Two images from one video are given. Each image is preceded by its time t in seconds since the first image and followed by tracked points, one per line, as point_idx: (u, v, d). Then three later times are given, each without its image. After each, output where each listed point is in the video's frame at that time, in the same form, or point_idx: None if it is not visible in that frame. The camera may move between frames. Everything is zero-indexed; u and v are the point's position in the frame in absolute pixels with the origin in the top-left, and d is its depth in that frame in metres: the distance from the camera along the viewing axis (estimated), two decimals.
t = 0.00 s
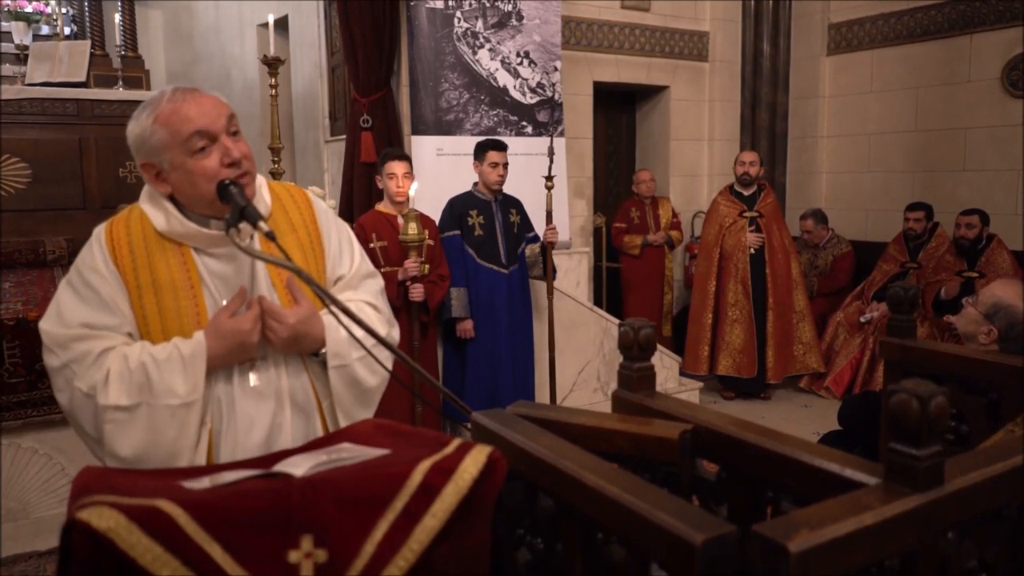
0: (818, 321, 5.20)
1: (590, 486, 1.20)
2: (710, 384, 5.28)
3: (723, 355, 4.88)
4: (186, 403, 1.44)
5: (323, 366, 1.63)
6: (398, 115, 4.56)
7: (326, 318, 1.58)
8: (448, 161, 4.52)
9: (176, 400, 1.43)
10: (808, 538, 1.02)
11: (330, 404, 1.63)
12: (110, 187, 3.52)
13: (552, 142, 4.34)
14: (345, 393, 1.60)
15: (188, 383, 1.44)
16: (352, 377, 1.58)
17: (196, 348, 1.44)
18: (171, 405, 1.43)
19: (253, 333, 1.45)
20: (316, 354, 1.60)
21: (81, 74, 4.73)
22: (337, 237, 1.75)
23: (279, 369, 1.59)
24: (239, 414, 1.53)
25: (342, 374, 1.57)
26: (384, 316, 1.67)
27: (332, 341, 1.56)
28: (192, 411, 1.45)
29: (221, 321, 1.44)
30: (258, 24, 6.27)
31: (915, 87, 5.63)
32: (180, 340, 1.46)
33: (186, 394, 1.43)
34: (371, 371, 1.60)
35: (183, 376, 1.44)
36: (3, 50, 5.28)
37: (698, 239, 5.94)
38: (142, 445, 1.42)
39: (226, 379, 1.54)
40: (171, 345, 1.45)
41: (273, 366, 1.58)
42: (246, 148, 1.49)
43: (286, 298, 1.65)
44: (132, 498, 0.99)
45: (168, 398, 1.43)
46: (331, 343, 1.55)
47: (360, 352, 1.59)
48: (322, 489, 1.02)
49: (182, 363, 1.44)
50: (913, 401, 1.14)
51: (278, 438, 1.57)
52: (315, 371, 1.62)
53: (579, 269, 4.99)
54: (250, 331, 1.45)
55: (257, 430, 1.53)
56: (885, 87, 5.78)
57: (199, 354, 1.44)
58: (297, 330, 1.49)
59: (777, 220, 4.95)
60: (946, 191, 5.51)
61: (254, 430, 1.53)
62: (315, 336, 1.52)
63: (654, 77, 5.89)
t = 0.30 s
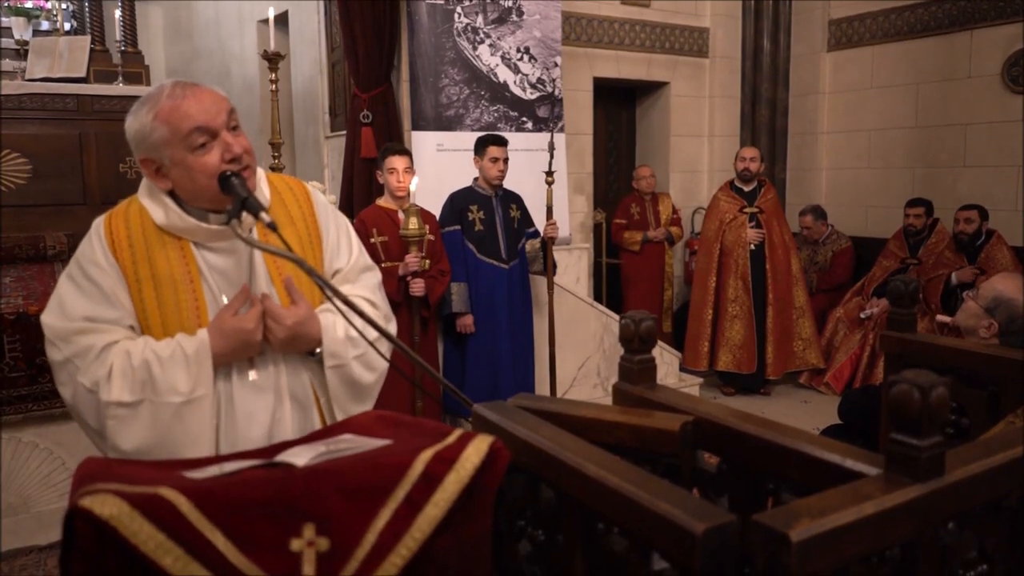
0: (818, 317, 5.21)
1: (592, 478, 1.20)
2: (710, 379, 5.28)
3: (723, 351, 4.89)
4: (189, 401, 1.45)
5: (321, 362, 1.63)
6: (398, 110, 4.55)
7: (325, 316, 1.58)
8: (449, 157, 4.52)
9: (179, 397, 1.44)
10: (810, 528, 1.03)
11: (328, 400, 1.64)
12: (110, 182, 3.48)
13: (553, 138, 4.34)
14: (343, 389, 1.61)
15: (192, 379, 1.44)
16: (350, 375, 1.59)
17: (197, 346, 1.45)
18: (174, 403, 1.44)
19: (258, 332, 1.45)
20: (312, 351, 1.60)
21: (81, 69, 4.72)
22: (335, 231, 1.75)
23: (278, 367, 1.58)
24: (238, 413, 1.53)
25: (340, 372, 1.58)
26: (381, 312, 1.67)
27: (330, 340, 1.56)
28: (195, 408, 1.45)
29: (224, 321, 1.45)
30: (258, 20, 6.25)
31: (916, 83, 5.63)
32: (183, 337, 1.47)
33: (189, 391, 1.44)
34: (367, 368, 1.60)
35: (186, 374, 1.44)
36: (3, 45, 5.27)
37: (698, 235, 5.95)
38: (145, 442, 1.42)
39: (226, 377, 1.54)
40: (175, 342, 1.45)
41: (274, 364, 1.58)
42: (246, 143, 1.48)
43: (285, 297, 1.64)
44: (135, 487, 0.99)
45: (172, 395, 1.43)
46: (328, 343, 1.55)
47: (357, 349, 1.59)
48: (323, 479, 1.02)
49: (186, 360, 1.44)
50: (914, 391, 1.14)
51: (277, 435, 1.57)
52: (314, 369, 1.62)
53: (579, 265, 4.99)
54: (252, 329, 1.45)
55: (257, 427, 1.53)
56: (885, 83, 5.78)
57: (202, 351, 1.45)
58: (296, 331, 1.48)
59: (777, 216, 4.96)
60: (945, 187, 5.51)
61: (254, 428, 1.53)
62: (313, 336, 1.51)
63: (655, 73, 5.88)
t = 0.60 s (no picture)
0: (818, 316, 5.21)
1: (594, 473, 1.20)
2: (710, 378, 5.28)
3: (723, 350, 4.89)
4: (189, 397, 1.45)
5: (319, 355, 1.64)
6: (398, 109, 4.55)
7: (323, 308, 1.58)
8: (449, 156, 4.51)
9: (179, 393, 1.44)
10: (810, 522, 1.03)
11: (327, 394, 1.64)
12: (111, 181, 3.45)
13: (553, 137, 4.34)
14: (341, 383, 1.61)
15: (192, 374, 1.45)
16: (348, 369, 1.59)
17: (197, 343, 1.45)
18: (174, 399, 1.44)
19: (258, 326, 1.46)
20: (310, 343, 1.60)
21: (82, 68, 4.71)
22: (335, 228, 1.75)
23: (277, 361, 1.59)
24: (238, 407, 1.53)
25: (338, 365, 1.58)
26: (381, 309, 1.68)
27: (327, 333, 1.56)
28: (194, 404, 1.46)
29: (222, 314, 1.45)
30: (258, 19, 6.24)
31: (915, 82, 5.64)
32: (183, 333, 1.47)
33: (188, 387, 1.44)
34: (365, 360, 1.61)
35: (185, 369, 1.44)
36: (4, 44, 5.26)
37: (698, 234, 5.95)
38: (146, 438, 1.43)
39: (226, 372, 1.54)
40: (175, 338, 1.46)
41: (273, 360, 1.58)
42: (243, 137, 1.48)
43: (282, 286, 1.65)
44: (137, 480, 0.99)
45: (171, 391, 1.43)
46: (325, 334, 1.55)
47: (356, 343, 1.59)
48: (325, 473, 1.02)
49: (185, 356, 1.44)
50: (915, 386, 1.14)
51: (277, 429, 1.57)
52: (313, 363, 1.62)
53: (579, 263, 4.98)
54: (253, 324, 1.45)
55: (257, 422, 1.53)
56: (885, 82, 5.78)
57: (203, 346, 1.45)
58: (291, 320, 1.48)
59: (778, 215, 4.96)
60: (945, 186, 5.52)
61: (254, 422, 1.53)
62: (308, 327, 1.52)
63: (655, 72, 5.89)
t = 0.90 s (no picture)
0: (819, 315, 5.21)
1: (596, 468, 1.20)
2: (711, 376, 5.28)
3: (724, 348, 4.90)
4: (193, 394, 1.45)
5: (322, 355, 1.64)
6: (399, 108, 4.56)
7: (327, 308, 1.59)
8: (450, 154, 4.51)
9: (183, 390, 1.44)
10: (813, 517, 1.03)
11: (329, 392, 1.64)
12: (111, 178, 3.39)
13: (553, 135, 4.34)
14: (343, 383, 1.61)
15: (196, 372, 1.45)
16: (350, 368, 1.59)
17: (201, 340, 1.45)
18: (179, 395, 1.44)
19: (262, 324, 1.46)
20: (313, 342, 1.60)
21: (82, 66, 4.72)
22: (337, 225, 1.75)
23: (281, 359, 1.59)
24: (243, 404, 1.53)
25: (341, 365, 1.58)
26: (383, 306, 1.68)
27: (330, 333, 1.56)
28: (198, 401, 1.46)
29: (228, 314, 1.45)
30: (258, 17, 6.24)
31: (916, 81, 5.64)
32: (186, 330, 1.47)
33: (193, 384, 1.44)
34: (367, 361, 1.61)
35: (190, 366, 1.45)
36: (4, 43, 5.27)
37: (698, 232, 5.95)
38: (150, 435, 1.43)
39: (230, 370, 1.54)
40: (178, 336, 1.46)
41: (276, 357, 1.58)
42: (239, 127, 1.48)
43: (286, 287, 1.64)
44: (142, 474, 0.99)
45: (176, 388, 1.43)
46: (328, 334, 1.55)
47: (359, 343, 1.60)
48: (329, 468, 1.03)
49: (189, 354, 1.44)
50: (916, 380, 1.14)
51: (281, 426, 1.58)
52: (315, 361, 1.62)
53: (580, 262, 4.98)
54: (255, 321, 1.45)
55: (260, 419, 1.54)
56: (885, 80, 5.79)
57: (207, 343, 1.45)
58: (296, 322, 1.48)
59: (778, 214, 4.96)
60: (945, 184, 5.52)
61: (258, 419, 1.53)
62: (313, 328, 1.52)
63: (655, 70, 5.89)
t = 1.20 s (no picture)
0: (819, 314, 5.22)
1: (597, 466, 1.20)
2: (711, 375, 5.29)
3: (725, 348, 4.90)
4: (195, 390, 1.45)
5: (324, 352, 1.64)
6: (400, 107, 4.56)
7: (328, 305, 1.59)
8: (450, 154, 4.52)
9: (185, 385, 1.44)
10: (814, 513, 1.04)
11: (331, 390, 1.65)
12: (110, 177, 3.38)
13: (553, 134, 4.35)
14: (345, 380, 1.61)
15: (198, 368, 1.45)
16: (352, 366, 1.59)
17: (203, 336, 1.45)
18: (181, 391, 1.44)
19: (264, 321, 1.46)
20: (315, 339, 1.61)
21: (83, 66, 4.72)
22: (339, 223, 1.75)
23: (283, 356, 1.59)
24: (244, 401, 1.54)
25: (342, 362, 1.59)
26: (385, 304, 1.68)
27: (332, 331, 1.56)
28: (200, 396, 1.46)
29: (230, 311, 1.46)
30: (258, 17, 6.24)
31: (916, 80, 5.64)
32: (189, 326, 1.47)
33: (195, 380, 1.45)
34: (369, 358, 1.61)
35: (192, 362, 1.45)
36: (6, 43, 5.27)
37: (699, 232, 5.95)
38: (151, 430, 1.43)
39: (232, 366, 1.54)
40: (181, 332, 1.46)
41: (279, 354, 1.58)
42: (240, 124, 1.49)
43: (287, 283, 1.65)
44: (146, 470, 1.00)
45: (178, 384, 1.44)
46: (329, 331, 1.56)
47: (360, 340, 1.60)
48: (332, 464, 1.03)
49: (190, 350, 1.45)
50: (916, 378, 1.15)
51: (282, 423, 1.58)
52: (317, 357, 1.63)
53: (581, 261, 4.98)
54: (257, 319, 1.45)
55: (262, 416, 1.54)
56: (886, 80, 5.79)
57: (210, 340, 1.45)
58: (297, 318, 1.49)
59: (779, 213, 4.96)
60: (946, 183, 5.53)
61: (259, 416, 1.54)
62: (314, 325, 1.52)
63: (655, 70, 5.89)
